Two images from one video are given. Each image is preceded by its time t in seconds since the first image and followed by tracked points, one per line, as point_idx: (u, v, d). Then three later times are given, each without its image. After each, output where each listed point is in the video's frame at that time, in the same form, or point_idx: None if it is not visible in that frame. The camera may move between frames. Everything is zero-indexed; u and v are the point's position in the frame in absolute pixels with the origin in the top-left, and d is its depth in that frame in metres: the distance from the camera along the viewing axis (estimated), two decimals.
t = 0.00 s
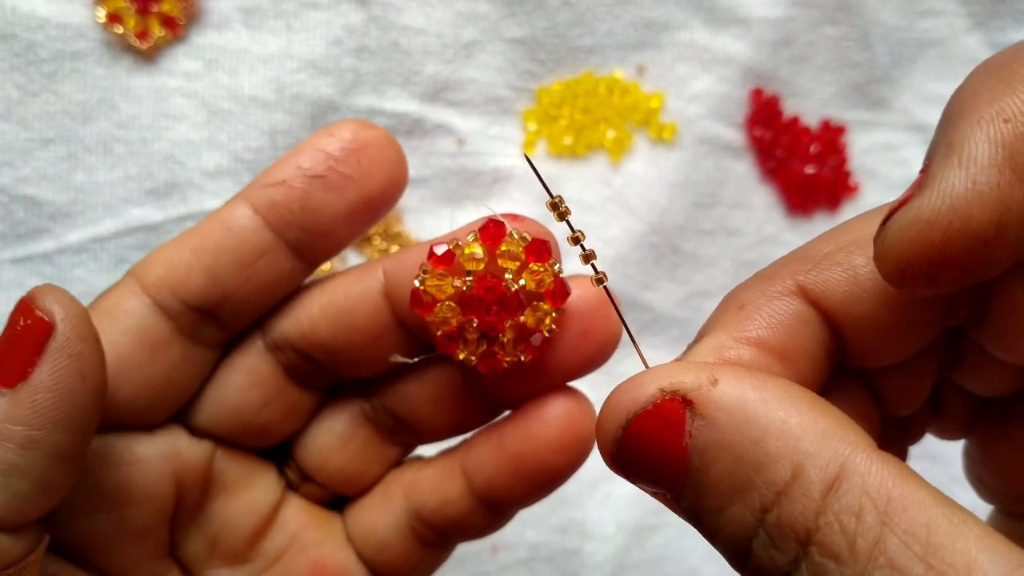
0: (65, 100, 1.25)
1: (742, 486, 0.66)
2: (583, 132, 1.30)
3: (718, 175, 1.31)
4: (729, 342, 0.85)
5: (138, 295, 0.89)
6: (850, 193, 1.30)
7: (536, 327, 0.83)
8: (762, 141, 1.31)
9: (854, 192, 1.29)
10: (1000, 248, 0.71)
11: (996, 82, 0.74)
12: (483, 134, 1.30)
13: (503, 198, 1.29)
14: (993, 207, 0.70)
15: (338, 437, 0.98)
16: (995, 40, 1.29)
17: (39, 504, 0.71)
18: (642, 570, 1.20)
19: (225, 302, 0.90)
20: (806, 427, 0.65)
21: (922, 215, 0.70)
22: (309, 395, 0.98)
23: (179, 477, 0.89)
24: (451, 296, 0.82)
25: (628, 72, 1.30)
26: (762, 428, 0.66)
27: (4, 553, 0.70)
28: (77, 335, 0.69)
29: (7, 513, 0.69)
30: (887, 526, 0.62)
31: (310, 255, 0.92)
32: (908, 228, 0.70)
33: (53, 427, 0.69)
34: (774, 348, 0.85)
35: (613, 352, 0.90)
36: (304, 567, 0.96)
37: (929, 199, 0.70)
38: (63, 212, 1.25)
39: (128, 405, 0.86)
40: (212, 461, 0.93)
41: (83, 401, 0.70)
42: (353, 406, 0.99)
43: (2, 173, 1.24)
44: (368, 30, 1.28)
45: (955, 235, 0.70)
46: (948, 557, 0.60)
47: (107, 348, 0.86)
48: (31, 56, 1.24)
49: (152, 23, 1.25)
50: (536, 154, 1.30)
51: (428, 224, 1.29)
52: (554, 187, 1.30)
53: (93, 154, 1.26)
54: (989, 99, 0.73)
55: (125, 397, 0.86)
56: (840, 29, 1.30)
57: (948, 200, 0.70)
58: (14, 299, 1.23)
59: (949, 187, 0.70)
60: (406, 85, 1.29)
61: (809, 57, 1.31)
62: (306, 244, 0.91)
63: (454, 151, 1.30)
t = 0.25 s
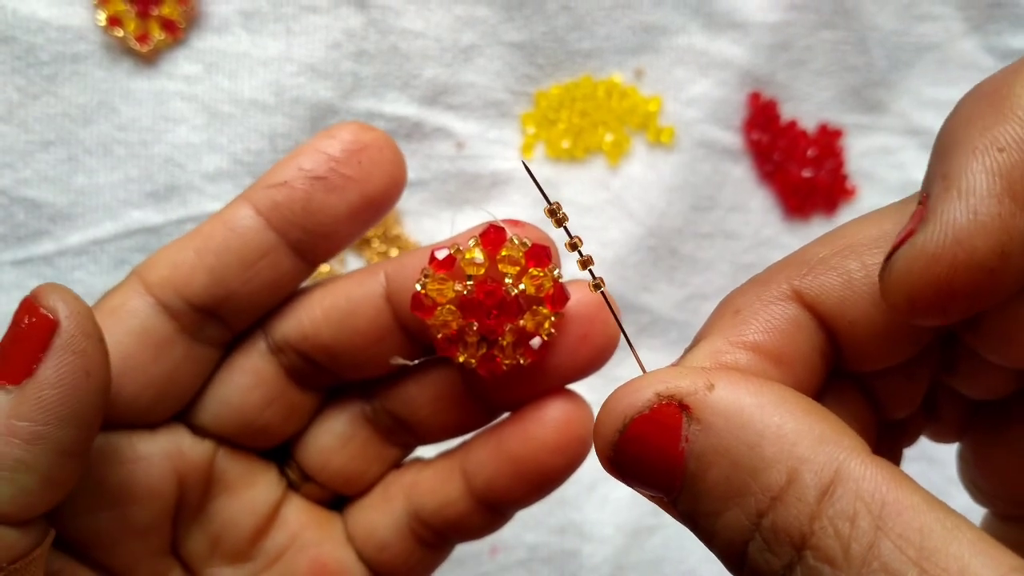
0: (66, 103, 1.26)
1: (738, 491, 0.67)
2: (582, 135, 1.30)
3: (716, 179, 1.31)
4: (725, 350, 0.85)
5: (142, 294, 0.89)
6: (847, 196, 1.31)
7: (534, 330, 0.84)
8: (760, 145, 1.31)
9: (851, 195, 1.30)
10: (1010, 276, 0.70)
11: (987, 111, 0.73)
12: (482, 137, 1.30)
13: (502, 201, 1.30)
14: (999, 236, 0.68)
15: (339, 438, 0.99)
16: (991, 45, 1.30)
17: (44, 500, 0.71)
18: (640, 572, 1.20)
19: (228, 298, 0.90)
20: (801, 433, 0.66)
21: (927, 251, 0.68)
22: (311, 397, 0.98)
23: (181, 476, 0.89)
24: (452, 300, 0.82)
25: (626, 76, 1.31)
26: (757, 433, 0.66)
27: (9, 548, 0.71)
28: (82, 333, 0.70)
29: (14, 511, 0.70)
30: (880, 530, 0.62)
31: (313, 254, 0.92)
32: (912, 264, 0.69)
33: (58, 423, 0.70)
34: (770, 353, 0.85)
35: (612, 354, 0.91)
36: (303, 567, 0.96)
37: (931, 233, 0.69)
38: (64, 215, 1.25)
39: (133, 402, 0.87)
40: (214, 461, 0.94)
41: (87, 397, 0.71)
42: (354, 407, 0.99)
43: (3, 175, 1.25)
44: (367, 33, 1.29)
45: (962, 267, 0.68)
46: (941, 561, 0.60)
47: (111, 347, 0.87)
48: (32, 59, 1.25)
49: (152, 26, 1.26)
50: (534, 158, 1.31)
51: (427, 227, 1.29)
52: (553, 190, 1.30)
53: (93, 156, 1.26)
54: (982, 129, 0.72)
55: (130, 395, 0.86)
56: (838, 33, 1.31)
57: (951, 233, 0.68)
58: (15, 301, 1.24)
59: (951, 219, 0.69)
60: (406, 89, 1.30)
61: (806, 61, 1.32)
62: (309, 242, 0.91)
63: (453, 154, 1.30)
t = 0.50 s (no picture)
0: (66, 102, 1.26)
1: (753, 489, 0.67)
2: (582, 134, 1.30)
3: (716, 177, 1.32)
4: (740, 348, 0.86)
5: (145, 293, 0.89)
6: (847, 195, 1.31)
7: (535, 328, 0.84)
8: (759, 143, 1.31)
9: (850, 194, 1.30)
10: None
11: (1001, 119, 0.72)
12: (482, 136, 1.31)
13: (502, 200, 1.30)
14: None
15: (341, 436, 0.99)
16: (991, 44, 1.30)
17: (49, 495, 0.72)
18: (639, 570, 1.20)
19: (230, 295, 0.90)
20: (818, 431, 0.66)
21: (950, 267, 0.69)
22: (311, 395, 0.98)
23: (184, 473, 0.90)
24: (454, 297, 0.82)
25: (626, 74, 1.31)
26: (772, 431, 0.66)
27: (17, 542, 0.70)
28: (84, 327, 0.70)
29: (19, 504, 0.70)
30: (897, 528, 0.63)
31: (314, 252, 0.93)
32: (935, 280, 0.69)
33: (62, 416, 0.70)
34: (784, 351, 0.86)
35: (612, 352, 0.91)
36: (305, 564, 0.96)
37: (952, 249, 0.69)
38: (64, 214, 1.26)
39: (135, 399, 0.87)
40: (217, 459, 0.94)
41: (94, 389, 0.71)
42: (355, 405, 0.99)
43: (4, 174, 1.25)
44: (368, 32, 1.29)
45: (987, 281, 0.68)
46: (958, 559, 0.61)
47: (114, 344, 0.87)
48: (32, 58, 1.25)
49: (152, 25, 1.26)
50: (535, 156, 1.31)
51: (428, 226, 1.29)
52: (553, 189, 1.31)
53: (94, 155, 1.27)
54: (997, 139, 0.71)
55: (133, 393, 0.87)
56: (837, 32, 1.31)
57: (973, 248, 0.68)
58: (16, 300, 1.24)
59: (970, 235, 0.69)
60: (406, 87, 1.30)
61: (806, 59, 1.32)
62: (310, 240, 0.91)
63: (453, 152, 1.30)
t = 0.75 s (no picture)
0: (69, 106, 1.26)
1: (753, 494, 0.67)
2: (583, 137, 1.31)
3: (717, 181, 1.32)
4: (740, 357, 0.86)
5: (153, 297, 0.90)
6: (847, 199, 1.32)
7: (541, 334, 0.84)
8: (760, 147, 1.32)
9: (851, 198, 1.30)
10: None
11: (997, 141, 0.73)
12: (484, 139, 1.31)
13: (504, 203, 1.30)
14: None
15: (346, 440, 0.99)
16: (991, 48, 1.30)
17: (65, 499, 0.72)
18: (640, 572, 1.21)
19: (238, 300, 0.91)
20: (817, 437, 0.67)
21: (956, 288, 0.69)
22: (317, 400, 0.99)
23: (191, 476, 0.90)
24: (460, 304, 0.83)
25: (628, 78, 1.31)
26: (772, 438, 0.67)
27: (32, 544, 0.70)
28: (100, 332, 0.70)
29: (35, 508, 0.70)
30: (894, 533, 0.63)
31: (321, 257, 0.93)
32: (940, 301, 0.70)
33: (77, 421, 0.70)
34: (783, 360, 0.86)
35: (617, 358, 0.91)
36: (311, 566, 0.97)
37: (956, 269, 0.69)
38: (68, 217, 1.26)
39: (144, 403, 0.87)
40: (223, 462, 0.94)
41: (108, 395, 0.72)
42: (360, 409, 1.00)
43: (6, 177, 1.25)
44: (370, 36, 1.29)
45: (992, 300, 0.69)
46: (955, 563, 0.61)
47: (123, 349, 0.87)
48: (35, 62, 1.25)
49: (155, 28, 1.26)
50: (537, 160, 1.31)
51: (430, 229, 1.30)
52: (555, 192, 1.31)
53: (97, 159, 1.27)
54: (993, 161, 0.72)
55: (141, 397, 0.87)
56: (838, 36, 1.32)
57: (976, 269, 0.69)
58: (19, 304, 1.24)
59: (973, 256, 0.69)
60: (408, 91, 1.30)
61: (807, 63, 1.32)
62: (318, 245, 0.92)
63: (455, 156, 1.31)
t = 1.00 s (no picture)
0: (69, 110, 1.27)
1: (747, 503, 0.68)
2: (582, 143, 1.31)
3: (714, 186, 1.33)
4: (733, 368, 0.87)
5: (157, 302, 0.90)
6: (844, 204, 1.32)
7: (543, 342, 0.85)
8: (758, 152, 1.32)
9: (848, 204, 1.31)
10: None
11: (982, 159, 0.74)
12: (483, 144, 1.32)
13: (502, 208, 1.31)
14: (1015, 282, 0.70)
15: (349, 444, 0.99)
16: (988, 55, 1.31)
17: (75, 504, 0.72)
18: None
19: (241, 305, 0.91)
20: (808, 447, 0.67)
21: (950, 305, 0.70)
22: (320, 404, 0.99)
23: (196, 480, 0.90)
24: (463, 310, 0.83)
25: (626, 84, 1.32)
26: (764, 448, 0.67)
27: (43, 548, 0.70)
28: (111, 338, 0.71)
29: (45, 512, 0.70)
30: (885, 540, 0.63)
31: (325, 263, 0.93)
32: (934, 318, 0.71)
33: (88, 426, 0.70)
34: (776, 371, 0.87)
35: (617, 363, 0.92)
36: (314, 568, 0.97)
37: (950, 287, 0.70)
38: (68, 221, 1.26)
39: (149, 407, 0.87)
40: (227, 466, 0.95)
41: (119, 401, 0.72)
42: (362, 414, 1.00)
43: (6, 181, 1.25)
44: (369, 41, 1.30)
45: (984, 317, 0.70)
46: (945, 570, 0.62)
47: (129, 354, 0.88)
48: (35, 66, 1.26)
49: (155, 34, 1.27)
50: (535, 165, 1.32)
51: (429, 233, 1.30)
52: (554, 198, 1.31)
53: (97, 163, 1.27)
54: (980, 179, 0.73)
55: (147, 401, 0.87)
56: (836, 43, 1.32)
57: (968, 286, 0.70)
58: (19, 307, 1.25)
59: (965, 273, 0.70)
60: (407, 97, 1.31)
61: (804, 70, 1.33)
62: (321, 252, 0.92)
63: (454, 161, 1.31)
